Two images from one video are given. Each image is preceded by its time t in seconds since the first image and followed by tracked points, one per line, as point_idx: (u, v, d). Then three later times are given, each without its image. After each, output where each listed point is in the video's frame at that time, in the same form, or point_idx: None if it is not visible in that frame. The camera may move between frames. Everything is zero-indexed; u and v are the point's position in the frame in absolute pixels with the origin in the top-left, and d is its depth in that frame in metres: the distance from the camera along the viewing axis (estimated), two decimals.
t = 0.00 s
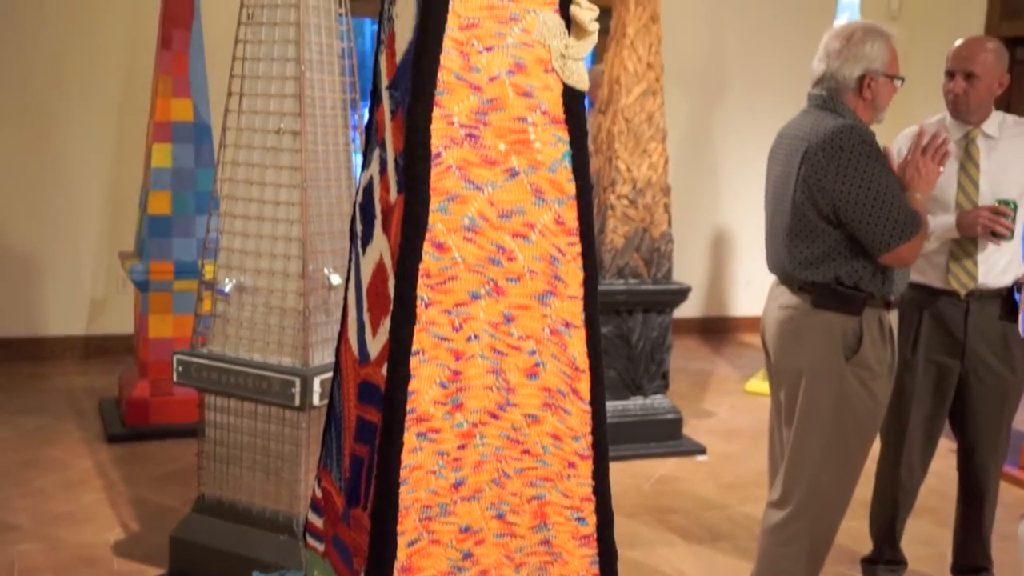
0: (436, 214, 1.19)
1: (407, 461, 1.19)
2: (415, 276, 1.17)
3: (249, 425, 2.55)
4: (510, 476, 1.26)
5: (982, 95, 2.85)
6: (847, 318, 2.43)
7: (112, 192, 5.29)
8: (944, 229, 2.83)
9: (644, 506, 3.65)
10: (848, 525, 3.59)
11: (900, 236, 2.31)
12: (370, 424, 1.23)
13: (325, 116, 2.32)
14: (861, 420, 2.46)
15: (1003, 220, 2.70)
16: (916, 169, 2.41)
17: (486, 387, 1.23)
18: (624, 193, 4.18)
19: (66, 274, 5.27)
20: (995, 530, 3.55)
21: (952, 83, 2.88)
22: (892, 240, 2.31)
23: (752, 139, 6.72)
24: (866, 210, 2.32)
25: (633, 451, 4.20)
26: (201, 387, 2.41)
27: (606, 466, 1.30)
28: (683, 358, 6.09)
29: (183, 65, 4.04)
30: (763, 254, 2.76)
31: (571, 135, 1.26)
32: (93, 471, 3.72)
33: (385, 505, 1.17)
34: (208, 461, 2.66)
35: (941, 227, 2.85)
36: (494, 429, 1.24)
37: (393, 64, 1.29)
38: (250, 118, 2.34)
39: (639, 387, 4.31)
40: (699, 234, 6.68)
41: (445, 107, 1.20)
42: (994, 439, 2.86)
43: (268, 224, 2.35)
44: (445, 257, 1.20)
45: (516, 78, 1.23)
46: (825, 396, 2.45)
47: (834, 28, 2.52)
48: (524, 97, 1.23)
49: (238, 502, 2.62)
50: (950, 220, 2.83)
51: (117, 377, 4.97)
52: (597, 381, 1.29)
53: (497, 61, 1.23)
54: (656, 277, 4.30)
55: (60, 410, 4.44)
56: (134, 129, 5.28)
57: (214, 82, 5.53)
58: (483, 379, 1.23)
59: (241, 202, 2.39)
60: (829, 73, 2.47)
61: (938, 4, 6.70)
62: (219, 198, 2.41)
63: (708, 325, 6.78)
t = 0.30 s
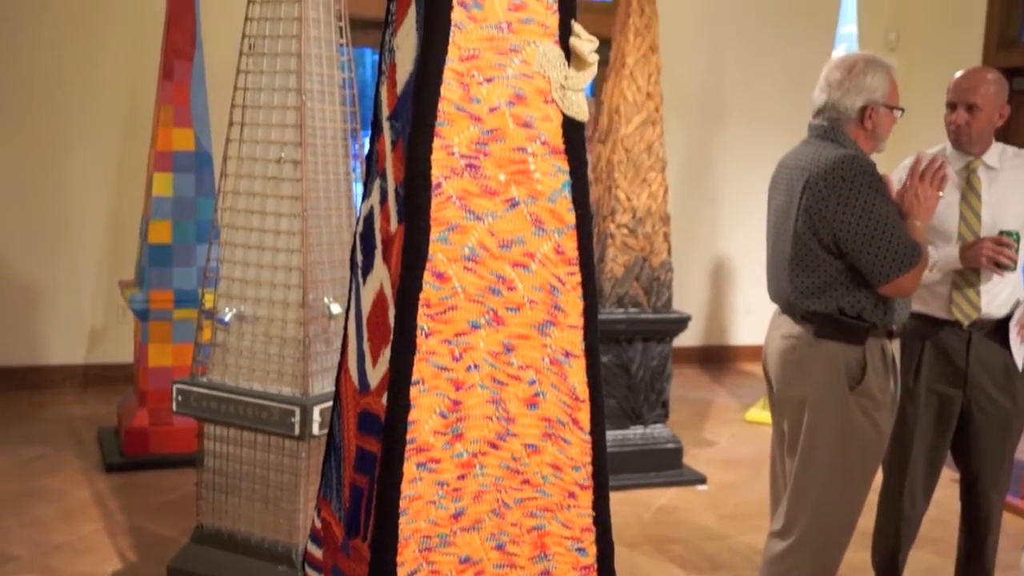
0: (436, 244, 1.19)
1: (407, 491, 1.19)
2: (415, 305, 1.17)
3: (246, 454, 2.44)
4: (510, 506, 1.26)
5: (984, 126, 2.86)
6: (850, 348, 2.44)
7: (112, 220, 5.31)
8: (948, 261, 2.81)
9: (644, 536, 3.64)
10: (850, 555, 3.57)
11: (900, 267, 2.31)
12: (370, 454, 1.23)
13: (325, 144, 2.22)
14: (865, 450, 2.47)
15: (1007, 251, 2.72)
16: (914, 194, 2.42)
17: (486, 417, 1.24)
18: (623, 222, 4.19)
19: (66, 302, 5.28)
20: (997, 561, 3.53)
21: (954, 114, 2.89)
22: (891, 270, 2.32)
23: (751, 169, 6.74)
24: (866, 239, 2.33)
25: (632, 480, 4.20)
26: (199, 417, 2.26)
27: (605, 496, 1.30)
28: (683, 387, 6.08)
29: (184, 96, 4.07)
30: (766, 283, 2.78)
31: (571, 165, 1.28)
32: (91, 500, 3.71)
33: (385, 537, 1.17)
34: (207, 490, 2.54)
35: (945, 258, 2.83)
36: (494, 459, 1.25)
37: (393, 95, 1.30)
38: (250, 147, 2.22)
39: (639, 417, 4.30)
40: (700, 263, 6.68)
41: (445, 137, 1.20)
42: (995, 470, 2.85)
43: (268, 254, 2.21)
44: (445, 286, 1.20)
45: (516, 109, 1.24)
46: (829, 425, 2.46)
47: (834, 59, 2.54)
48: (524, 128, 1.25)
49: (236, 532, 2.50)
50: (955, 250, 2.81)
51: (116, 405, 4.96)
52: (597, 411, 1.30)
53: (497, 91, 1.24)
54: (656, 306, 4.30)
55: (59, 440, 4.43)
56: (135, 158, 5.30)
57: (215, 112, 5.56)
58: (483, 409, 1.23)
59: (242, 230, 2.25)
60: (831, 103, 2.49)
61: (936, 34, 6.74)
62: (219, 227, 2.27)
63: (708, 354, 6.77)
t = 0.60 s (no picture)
0: (437, 272, 1.20)
1: (406, 520, 1.19)
2: (415, 333, 1.18)
3: (245, 483, 2.40)
4: (510, 535, 1.26)
5: (985, 155, 2.88)
6: (849, 376, 2.44)
7: (112, 248, 5.31)
8: (948, 288, 2.82)
9: (645, 565, 3.62)
10: None
11: (893, 297, 2.31)
12: (370, 482, 1.24)
13: (325, 171, 2.20)
14: (866, 479, 2.46)
15: (1007, 279, 2.71)
16: (922, 229, 2.44)
17: (486, 446, 1.24)
18: (623, 250, 4.20)
19: (66, 330, 5.27)
20: None
21: (955, 142, 2.91)
22: (885, 300, 2.32)
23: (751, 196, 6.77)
24: (859, 269, 2.34)
25: (632, 509, 4.18)
26: (199, 446, 2.24)
27: (606, 524, 1.30)
28: (684, 415, 6.06)
29: (185, 125, 4.10)
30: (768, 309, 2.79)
31: (571, 195, 1.28)
32: (89, 529, 3.70)
33: (382, 565, 1.17)
34: (205, 519, 2.51)
35: (946, 285, 2.83)
36: (494, 488, 1.25)
37: (393, 124, 1.32)
38: (250, 175, 2.22)
39: (639, 445, 4.29)
40: (700, 291, 6.68)
41: (445, 166, 1.21)
42: (998, 499, 2.84)
43: (268, 281, 2.21)
44: (445, 314, 1.20)
45: (516, 138, 1.25)
46: (829, 454, 2.46)
47: (834, 87, 2.56)
48: (524, 156, 1.25)
49: (235, 560, 2.47)
50: (955, 278, 2.81)
51: (116, 434, 4.95)
52: (597, 440, 1.30)
53: (497, 120, 1.25)
54: (656, 334, 4.30)
55: (58, 468, 4.42)
56: (137, 186, 5.32)
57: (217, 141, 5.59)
58: (483, 438, 1.24)
59: (242, 258, 2.25)
60: (833, 132, 2.50)
61: (932, 63, 6.83)
62: (219, 255, 2.27)
63: (708, 382, 6.77)
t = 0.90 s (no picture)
0: (436, 297, 1.20)
1: (405, 547, 1.18)
2: (415, 359, 1.18)
3: (244, 508, 2.23)
4: (509, 560, 1.26)
5: (987, 180, 2.91)
6: (848, 401, 2.44)
7: (111, 273, 5.32)
8: (950, 312, 2.79)
9: None
10: None
11: (890, 323, 2.31)
12: (369, 507, 1.24)
13: (325, 198, 2.11)
14: (865, 504, 2.47)
15: (1008, 303, 2.64)
16: (922, 254, 2.45)
17: (485, 471, 1.24)
18: (622, 274, 4.20)
19: (65, 355, 5.27)
20: None
21: (957, 167, 2.94)
22: (881, 325, 2.32)
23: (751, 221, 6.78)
24: (856, 294, 2.34)
25: (632, 534, 4.16)
26: (197, 471, 2.12)
27: (606, 550, 1.30)
28: (684, 439, 6.05)
29: (185, 150, 4.12)
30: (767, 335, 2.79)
31: (570, 220, 1.29)
32: (87, 555, 3.68)
33: None
34: (204, 545, 2.34)
35: (948, 309, 2.81)
36: (494, 514, 1.25)
37: (393, 150, 1.32)
38: (249, 200, 2.12)
39: (639, 469, 4.27)
40: (699, 315, 6.68)
41: (445, 192, 1.21)
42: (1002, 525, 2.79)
43: (268, 305, 2.10)
44: (445, 340, 1.20)
45: (515, 164, 1.26)
46: (829, 479, 2.45)
47: (831, 112, 2.57)
48: (523, 182, 1.26)
49: None
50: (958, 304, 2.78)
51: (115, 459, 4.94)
52: (598, 465, 1.29)
53: (497, 146, 1.25)
54: (656, 358, 4.29)
55: (56, 494, 4.40)
56: (137, 211, 5.34)
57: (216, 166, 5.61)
58: (482, 463, 1.23)
59: (242, 282, 2.14)
60: (829, 156, 2.51)
61: (929, 89, 6.87)
62: (218, 279, 2.16)
63: (708, 406, 6.75)
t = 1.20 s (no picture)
0: (436, 319, 1.20)
1: (405, 568, 1.18)
2: (415, 380, 1.18)
3: (243, 529, 2.17)
4: None
5: (988, 201, 2.93)
6: (849, 423, 2.43)
7: (112, 294, 5.33)
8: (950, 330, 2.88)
9: None
10: None
11: (890, 346, 2.31)
12: (369, 529, 1.24)
13: (325, 219, 2.10)
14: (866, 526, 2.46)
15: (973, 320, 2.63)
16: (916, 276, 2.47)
17: (485, 492, 1.24)
18: (622, 295, 4.21)
19: (66, 376, 5.27)
20: None
21: (957, 189, 2.95)
22: (882, 348, 2.32)
23: (751, 242, 6.80)
24: (856, 317, 2.34)
25: (632, 555, 4.15)
26: (197, 495, 2.08)
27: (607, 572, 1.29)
28: (684, 461, 6.04)
29: (186, 170, 4.12)
30: (769, 357, 2.80)
31: (570, 242, 1.29)
32: None
33: None
34: (204, 566, 2.28)
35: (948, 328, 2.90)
36: (493, 535, 1.24)
37: (393, 172, 1.33)
38: (250, 223, 2.11)
39: (640, 491, 4.26)
40: (700, 337, 6.68)
41: (445, 214, 1.22)
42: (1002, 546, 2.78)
43: (268, 327, 2.08)
44: (445, 361, 1.21)
45: (516, 186, 1.26)
46: (830, 501, 2.45)
47: (830, 133, 2.58)
48: (523, 205, 1.27)
49: None
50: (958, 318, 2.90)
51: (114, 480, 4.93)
52: (597, 487, 1.29)
53: (497, 168, 1.26)
54: (655, 379, 4.28)
55: (54, 515, 4.39)
56: (137, 232, 5.35)
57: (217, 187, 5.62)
58: (482, 484, 1.23)
59: (242, 303, 2.12)
60: (829, 178, 2.52)
61: (928, 111, 6.90)
62: (218, 301, 2.14)
63: (708, 428, 6.74)
